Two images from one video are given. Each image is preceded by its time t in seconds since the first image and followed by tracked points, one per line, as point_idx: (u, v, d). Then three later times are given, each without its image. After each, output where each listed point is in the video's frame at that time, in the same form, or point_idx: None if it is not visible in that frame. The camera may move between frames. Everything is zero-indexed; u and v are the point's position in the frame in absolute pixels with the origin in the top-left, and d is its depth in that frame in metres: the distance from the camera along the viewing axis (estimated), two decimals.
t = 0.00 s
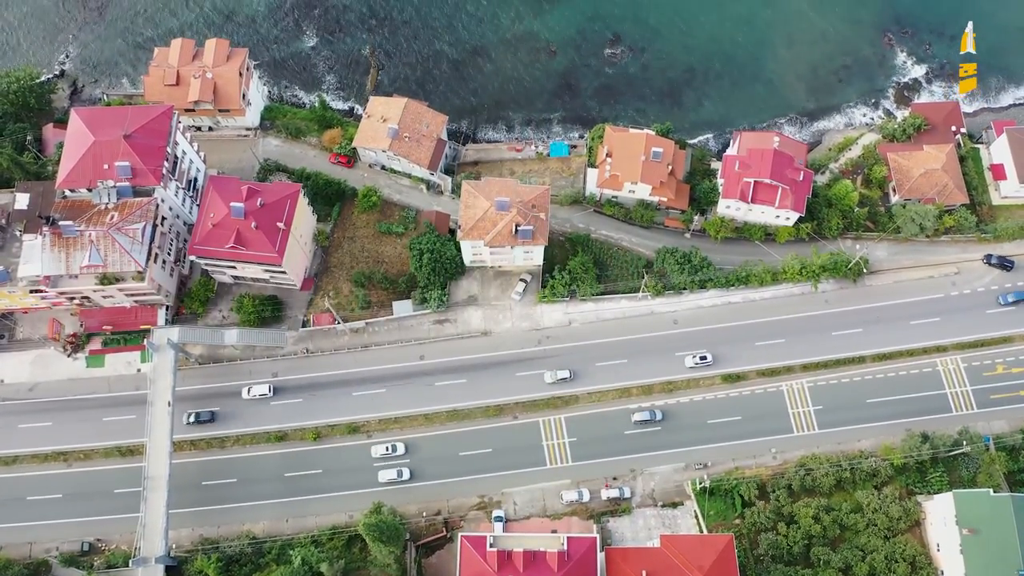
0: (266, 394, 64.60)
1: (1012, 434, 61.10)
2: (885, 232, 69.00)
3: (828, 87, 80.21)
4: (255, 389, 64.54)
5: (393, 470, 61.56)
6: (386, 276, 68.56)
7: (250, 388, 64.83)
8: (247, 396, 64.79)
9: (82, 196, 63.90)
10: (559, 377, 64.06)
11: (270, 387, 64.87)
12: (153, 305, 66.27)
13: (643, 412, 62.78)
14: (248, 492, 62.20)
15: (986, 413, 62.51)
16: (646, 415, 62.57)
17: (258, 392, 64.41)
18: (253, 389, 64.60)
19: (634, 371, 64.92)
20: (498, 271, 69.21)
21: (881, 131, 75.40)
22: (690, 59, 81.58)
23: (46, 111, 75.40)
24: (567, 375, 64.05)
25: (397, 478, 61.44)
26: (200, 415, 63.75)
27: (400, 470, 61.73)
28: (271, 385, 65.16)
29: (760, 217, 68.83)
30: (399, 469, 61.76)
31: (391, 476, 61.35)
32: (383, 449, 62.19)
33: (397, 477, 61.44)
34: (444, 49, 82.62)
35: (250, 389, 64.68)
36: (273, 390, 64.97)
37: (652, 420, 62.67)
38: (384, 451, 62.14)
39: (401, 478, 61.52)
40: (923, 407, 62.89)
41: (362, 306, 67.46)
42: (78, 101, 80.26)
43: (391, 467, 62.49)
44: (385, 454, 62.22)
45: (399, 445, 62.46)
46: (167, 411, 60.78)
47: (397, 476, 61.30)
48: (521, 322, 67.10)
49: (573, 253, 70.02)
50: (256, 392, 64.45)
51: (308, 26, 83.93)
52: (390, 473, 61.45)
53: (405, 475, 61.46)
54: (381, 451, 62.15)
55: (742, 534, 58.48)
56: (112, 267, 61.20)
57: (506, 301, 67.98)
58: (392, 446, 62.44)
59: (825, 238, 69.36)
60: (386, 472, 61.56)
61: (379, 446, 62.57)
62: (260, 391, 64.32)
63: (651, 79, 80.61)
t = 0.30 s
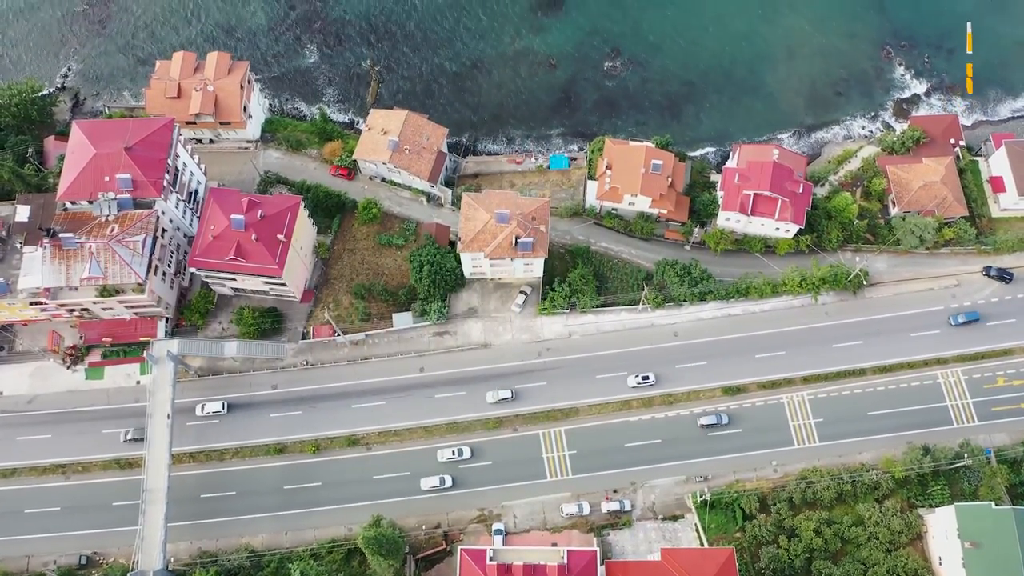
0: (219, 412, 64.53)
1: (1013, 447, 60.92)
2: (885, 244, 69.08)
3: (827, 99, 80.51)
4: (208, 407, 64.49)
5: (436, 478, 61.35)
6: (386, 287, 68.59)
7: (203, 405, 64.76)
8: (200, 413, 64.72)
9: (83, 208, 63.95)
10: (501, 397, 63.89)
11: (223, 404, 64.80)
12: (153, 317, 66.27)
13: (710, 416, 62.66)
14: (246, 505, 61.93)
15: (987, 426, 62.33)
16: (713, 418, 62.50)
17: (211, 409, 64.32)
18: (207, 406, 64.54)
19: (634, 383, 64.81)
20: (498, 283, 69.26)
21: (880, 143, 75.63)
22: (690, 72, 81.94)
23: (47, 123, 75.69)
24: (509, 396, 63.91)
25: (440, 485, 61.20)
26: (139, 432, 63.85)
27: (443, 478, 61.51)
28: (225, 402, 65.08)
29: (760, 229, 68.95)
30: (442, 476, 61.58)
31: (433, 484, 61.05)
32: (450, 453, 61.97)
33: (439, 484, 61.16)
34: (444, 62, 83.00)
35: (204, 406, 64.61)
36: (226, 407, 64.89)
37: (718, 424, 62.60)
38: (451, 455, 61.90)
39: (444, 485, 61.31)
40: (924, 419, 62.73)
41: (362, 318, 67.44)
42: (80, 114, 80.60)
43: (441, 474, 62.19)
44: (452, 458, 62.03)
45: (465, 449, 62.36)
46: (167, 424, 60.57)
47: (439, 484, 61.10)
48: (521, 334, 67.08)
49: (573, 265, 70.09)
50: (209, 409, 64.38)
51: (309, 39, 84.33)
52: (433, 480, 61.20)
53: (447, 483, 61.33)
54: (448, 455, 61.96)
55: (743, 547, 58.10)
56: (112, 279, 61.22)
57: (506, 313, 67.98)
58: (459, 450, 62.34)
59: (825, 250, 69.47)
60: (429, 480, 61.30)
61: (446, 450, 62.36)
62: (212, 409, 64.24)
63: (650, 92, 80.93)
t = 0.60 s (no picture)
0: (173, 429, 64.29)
1: (1015, 460, 60.69)
2: (885, 256, 69.19)
3: (825, 112, 80.79)
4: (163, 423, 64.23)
5: (478, 485, 61.35)
6: (386, 300, 68.57)
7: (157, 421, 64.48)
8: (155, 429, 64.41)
9: (83, 220, 63.97)
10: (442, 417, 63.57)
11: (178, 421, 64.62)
12: (153, 329, 66.25)
13: (776, 419, 62.69)
14: (246, 518, 61.66)
15: (989, 439, 62.13)
16: (779, 422, 62.47)
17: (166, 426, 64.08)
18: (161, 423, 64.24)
19: (634, 396, 64.68)
20: (498, 295, 69.29)
21: (879, 156, 75.88)
22: (689, 85, 82.27)
23: (49, 136, 75.96)
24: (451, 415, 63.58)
25: (482, 493, 61.15)
26: (73, 450, 63.25)
27: (485, 486, 61.44)
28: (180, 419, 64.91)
29: (760, 241, 69.02)
30: (484, 484, 61.50)
31: (476, 491, 60.99)
32: (517, 456, 62.01)
33: (481, 492, 61.11)
34: (444, 75, 83.35)
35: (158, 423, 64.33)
36: (181, 424, 64.72)
37: (784, 427, 62.58)
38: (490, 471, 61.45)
39: (486, 493, 61.21)
40: (926, 432, 62.53)
41: (362, 330, 67.39)
42: (81, 126, 80.90)
43: (483, 481, 62.13)
44: (518, 461, 62.04)
45: (531, 452, 62.31)
46: (166, 436, 60.34)
47: (481, 491, 61.02)
48: (521, 347, 67.02)
49: (573, 277, 70.13)
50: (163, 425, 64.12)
51: (310, 51, 84.70)
52: (475, 488, 61.20)
53: (490, 490, 61.19)
54: (515, 458, 61.96)
55: (744, 561, 57.67)
56: (112, 291, 61.22)
57: (507, 325, 67.96)
58: (526, 453, 62.30)
59: (825, 262, 69.56)
60: (471, 488, 61.27)
61: (513, 453, 62.40)
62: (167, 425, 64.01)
63: (649, 104, 81.21)
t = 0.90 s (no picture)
0: (125, 446, 64.00)
1: (1016, 473, 60.44)
2: (885, 268, 69.33)
3: (824, 125, 81.07)
4: (115, 441, 63.96)
5: (521, 493, 60.99)
6: (386, 312, 68.58)
7: (109, 439, 64.23)
8: (106, 447, 64.11)
9: (84, 232, 64.06)
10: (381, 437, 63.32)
11: (130, 438, 64.34)
12: (153, 341, 66.24)
13: (844, 424, 62.65)
14: (244, 531, 61.34)
15: (990, 451, 61.93)
16: (846, 427, 62.41)
17: (117, 443, 63.83)
18: (114, 440, 63.99)
19: (634, 408, 64.53)
20: (498, 307, 69.35)
21: (878, 168, 76.12)
22: (688, 97, 82.59)
23: (50, 148, 76.23)
24: (390, 435, 63.31)
25: (526, 501, 60.90)
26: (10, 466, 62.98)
27: (528, 493, 61.17)
28: (132, 436, 64.64)
29: (760, 254, 69.12)
30: (528, 492, 61.24)
31: (519, 499, 60.71)
32: (584, 460, 62.12)
33: (525, 500, 60.86)
34: (445, 88, 83.71)
35: (109, 440, 64.07)
36: (133, 442, 64.45)
37: (851, 432, 62.48)
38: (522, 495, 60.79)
39: (530, 501, 60.93)
40: (928, 445, 62.34)
41: (362, 342, 67.34)
42: (83, 138, 81.23)
43: (526, 490, 61.84)
44: (585, 466, 62.10)
45: (598, 457, 62.37)
46: (165, 450, 60.17)
47: (525, 499, 60.72)
48: (521, 359, 66.98)
49: (573, 289, 70.21)
50: (114, 443, 63.86)
51: (310, 64, 85.09)
52: (519, 495, 60.89)
53: (534, 498, 60.95)
54: (582, 462, 62.05)
55: None
56: (112, 303, 61.20)
57: (507, 337, 67.96)
58: (592, 457, 62.37)
59: (825, 275, 69.67)
60: (514, 495, 61.00)
61: (580, 458, 62.48)
62: (118, 443, 63.74)
63: (649, 117, 81.50)
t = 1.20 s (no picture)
0: (76, 463, 63.54)
1: (1018, 486, 60.19)
2: (885, 281, 69.50)
3: (822, 138, 81.32)
4: (66, 457, 63.55)
5: (564, 501, 61.05)
6: (386, 324, 68.54)
7: (61, 456, 63.81)
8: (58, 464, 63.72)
9: (84, 245, 64.11)
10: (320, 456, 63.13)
11: (82, 455, 63.92)
12: (153, 354, 66.17)
13: (909, 428, 62.45)
14: (243, 545, 61.00)
15: (992, 464, 61.72)
16: (911, 431, 62.22)
17: (69, 460, 63.40)
18: (65, 457, 63.56)
19: (634, 421, 64.38)
20: (498, 319, 69.38)
21: (878, 181, 76.35)
22: (687, 110, 82.88)
23: (51, 161, 76.45)
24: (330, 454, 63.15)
25: (568, 508, 60.86)
26: None
27: (571, 501, 61.14)
28: (84, 453, 64.22)
29: (760, 266, 69.20)
30: (570, 500, 61.17)
31: (562, 507, 60.74)
32: (650, 464, 61.93)
33: (568, 507, 60.84)
34: (445, 100, 84.03)
35: (61, 457, 63.65)
36: (84, 458, 64.02)
37: (916, 436, 62.28)
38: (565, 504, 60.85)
39: (573, 508, 60.90)
40: (929, 457, 62.16)
41: (362, 354, 67.28)
42: (84, 151, 81.52)
43: (568, 497, 61.78)
44: (651, 469, 61.91)
45: (664, 461, 62.20)
46: (163, 463, 59.97)
47: (569, 506, 60.75)
48: (521, 371, 66.93)
49: (573, 301, 70.25)
50: (66, 460, 63.44)
51: (311, 77, 85.43)
52: (562, 503, 60.91)
53: (576, 505, 60.88)
54: (649, 466, 61.87)
55: None
56: (112, 315, 61.01)
57: (507, 350, 67.95)
58: (659, 461, 62.22)
59: (825, 287, 69.74)
60: (557, 503, 61.04)
61: (647, 462, 62.28)
62: (69, 459, 63.31)
63: (648, 129, 81.77)
